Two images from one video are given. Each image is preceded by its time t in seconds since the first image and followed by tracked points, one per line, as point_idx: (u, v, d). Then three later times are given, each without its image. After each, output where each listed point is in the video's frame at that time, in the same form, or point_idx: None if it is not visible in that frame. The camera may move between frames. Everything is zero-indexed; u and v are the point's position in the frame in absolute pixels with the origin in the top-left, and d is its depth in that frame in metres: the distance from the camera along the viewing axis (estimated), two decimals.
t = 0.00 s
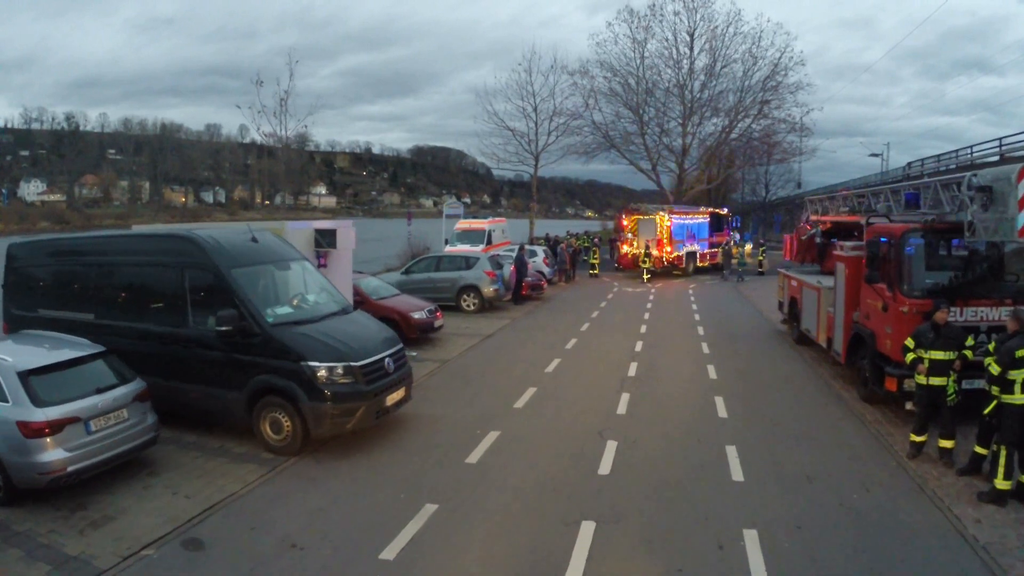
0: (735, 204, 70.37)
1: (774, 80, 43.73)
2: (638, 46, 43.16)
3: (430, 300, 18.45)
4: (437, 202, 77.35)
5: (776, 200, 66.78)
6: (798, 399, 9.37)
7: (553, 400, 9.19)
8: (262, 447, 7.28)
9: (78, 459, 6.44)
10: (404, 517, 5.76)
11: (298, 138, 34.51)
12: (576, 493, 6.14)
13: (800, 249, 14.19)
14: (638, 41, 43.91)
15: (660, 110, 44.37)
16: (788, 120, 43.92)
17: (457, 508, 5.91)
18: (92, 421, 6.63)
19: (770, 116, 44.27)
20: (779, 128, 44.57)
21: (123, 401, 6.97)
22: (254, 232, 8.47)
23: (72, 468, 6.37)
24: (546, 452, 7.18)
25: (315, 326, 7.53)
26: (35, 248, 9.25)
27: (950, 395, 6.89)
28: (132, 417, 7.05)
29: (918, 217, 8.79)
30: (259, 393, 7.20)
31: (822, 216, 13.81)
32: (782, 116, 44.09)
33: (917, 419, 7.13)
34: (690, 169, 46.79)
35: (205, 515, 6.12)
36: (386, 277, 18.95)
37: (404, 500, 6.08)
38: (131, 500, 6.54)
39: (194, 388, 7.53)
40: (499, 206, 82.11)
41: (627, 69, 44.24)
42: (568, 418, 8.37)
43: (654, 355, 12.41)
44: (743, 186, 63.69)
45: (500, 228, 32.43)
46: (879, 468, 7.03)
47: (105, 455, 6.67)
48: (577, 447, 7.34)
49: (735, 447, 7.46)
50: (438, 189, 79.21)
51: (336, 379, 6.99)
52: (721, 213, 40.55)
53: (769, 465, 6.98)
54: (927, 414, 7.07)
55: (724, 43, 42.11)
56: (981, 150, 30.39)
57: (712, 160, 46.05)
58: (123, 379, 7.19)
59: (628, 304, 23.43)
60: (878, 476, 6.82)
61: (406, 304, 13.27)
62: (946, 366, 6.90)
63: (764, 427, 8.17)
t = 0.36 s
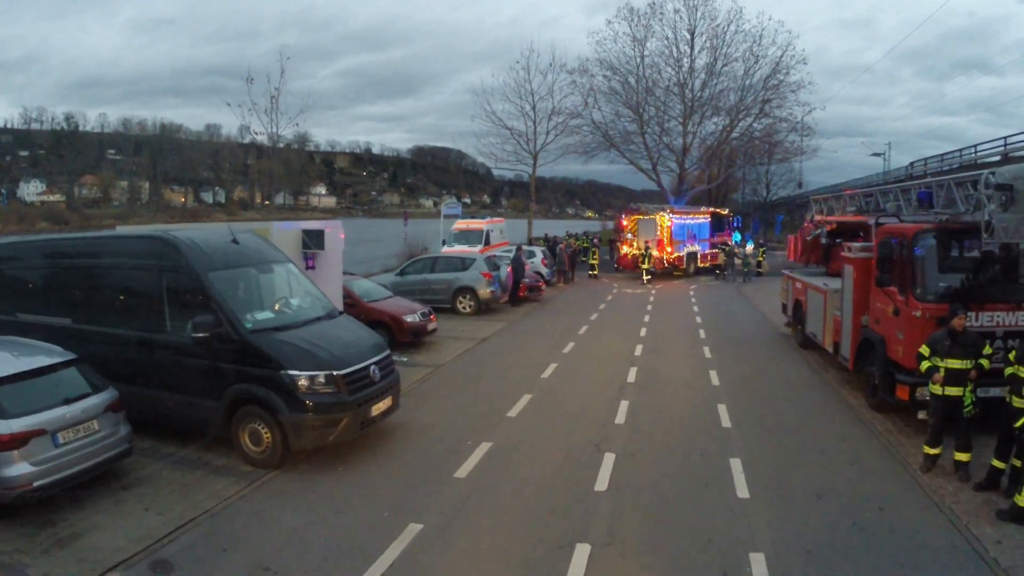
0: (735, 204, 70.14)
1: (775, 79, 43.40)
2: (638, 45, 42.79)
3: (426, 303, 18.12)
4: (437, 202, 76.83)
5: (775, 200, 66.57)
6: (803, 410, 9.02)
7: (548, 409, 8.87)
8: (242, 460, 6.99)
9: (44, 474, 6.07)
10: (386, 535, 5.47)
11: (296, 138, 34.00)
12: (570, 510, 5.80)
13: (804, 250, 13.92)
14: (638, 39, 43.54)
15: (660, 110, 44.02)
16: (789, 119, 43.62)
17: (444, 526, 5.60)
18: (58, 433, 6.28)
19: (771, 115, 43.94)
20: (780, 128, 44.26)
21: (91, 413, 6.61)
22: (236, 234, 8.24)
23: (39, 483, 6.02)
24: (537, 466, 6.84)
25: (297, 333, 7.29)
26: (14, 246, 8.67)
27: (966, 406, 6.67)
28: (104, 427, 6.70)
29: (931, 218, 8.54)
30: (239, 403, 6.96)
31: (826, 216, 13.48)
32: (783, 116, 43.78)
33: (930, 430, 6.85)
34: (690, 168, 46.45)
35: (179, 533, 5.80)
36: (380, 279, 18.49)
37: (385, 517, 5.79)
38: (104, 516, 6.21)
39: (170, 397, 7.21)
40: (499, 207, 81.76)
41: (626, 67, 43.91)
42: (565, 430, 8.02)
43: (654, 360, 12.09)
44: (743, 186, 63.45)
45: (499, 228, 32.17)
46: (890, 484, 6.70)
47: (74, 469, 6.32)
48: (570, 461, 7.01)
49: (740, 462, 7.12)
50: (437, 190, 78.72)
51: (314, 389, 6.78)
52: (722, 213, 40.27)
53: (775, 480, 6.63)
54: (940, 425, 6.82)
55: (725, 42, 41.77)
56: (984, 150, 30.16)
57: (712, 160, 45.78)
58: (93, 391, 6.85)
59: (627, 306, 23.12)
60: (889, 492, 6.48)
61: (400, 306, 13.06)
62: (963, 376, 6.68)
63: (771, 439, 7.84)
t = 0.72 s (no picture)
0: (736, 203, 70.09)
1: (777, 78, 43.13)
2: (638, 42, 42.48)
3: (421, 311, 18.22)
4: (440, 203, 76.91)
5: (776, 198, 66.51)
6: (805, 445, 9.58)
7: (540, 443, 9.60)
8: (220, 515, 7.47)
9: (14, 486, 6.35)
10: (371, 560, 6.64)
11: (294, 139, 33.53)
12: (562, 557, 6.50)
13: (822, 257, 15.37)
14: (638, 36, 43.19)
15: (660, 107, 43.71)
16: (790, 118, 43.40)
17: (423, 551, 6.76)
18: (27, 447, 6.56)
19: (773, 113, 43.63)
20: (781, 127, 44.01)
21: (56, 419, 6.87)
22: (215, 235, 10.71)
23: (19, 494, 6.43)
24: (531, 508, 7.60)
25: (273, 337, 9.41)
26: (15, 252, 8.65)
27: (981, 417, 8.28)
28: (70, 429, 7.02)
29: (941, 220, 10.63)
30: (225, 403, 8.70)
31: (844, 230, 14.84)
32: (784, 115, 43.54)
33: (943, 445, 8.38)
34: (690, 167, 46.27)
35: None
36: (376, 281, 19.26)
37: (370, 545, 6.94)
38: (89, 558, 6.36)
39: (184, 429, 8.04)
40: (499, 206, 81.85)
41: (626, 64, 43.65)
42: (545, 462, 8.94)
43: (650, 382, 12.72)
44: (743, 184, 63.41)
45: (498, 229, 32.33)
46: (858, 539, 6.86)
47: (49, 476, 6.71)
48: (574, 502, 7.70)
49: (753, 502, 7.69)
50: (438, 190, 79.10)
51: (295, 397, 8.68)
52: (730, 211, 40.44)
53: (751, 542, 6.81)
54: (955, 435, 8.34)
55: (726, 39, 41.46)
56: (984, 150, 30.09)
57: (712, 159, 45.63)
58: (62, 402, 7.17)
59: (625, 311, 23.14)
60: (855, 549, 6.66)
61: (393, 310, 15.68)
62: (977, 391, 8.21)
63: (782, 478, 8.38)
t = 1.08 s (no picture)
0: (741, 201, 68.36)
1: (782, 72, 40.98)
2: (636, 33, 40.44)
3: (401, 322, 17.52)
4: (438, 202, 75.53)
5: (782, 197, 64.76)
6: (806, 471, 9.87)
7: (530, 469, 9.98)
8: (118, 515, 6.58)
9: None
10: (368, 565, 7.37)
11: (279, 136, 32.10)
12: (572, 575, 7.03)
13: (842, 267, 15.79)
14: (636, 27, 41.12)
15: (659, 102, 41.56)
16: (796, 114, 41.34)
17: None
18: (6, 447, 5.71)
19: (776, 110, 41.57)
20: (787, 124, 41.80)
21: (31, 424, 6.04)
22: (194, 234, 11.97)
23: (13, 495, 5.55)
24: (530, 526, 8.17)
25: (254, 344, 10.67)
26: None
27: (1000, 430, 8.32)
28: (59, 446, 6.10)
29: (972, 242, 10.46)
30: (223, 401, 9.83)
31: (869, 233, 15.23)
32: (790, 111, 41.43)
33: (960, 459, 8.78)
34: (691, 165, 44.19)
35: None
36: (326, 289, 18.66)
37: (365, 554, 7.62)
38: None
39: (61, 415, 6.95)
40: (499, 206, 80.31)
41: (623, 56, 41.56)
42: (531, 483, 9.47)
43: (645, 409, 12.76)
44: (747, 182, 61.73)
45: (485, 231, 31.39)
46: None
47: (36, 484, 5.73)
48: (582, 520, 8.30)
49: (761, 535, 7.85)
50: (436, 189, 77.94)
51: (273, 406, 9.83)
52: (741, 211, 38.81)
53: None
54: (974, 446, 8.55)
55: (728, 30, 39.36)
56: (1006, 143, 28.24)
57: (713, 158, 43.59)
58: (53, 400, 6.77)
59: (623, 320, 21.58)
60: None
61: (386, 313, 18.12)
62: (991, 399, 8.39)
63: (790, 502, 8.79)
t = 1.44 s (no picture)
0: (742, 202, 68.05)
1: (784, 68, 40.56)
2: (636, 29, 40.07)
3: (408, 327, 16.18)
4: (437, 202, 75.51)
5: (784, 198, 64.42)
6: (815, 474, 9.31)
7: (526, 465, 9.48)
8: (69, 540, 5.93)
9: None
10: (366, 565, 6.71)
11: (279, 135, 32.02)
12: (572, 575, 6.53)
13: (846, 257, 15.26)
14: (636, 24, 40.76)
15: (659, 98, 41.14)
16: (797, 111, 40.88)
17: None
18: (17, 450, 5.49)
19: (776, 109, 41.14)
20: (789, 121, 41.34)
21: (43, 427, 5.76)
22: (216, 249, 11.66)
23: (12, 495, 5.23)
24: (525, 522, 7.67)
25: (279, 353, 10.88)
26: None
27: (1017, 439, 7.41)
28: (74, 447, 5.70)
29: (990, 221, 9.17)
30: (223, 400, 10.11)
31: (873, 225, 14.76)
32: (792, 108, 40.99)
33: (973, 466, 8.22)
34: (691, 164, 43.70)
35: None
36: (323, 291, 18.79)
37: (363, 552, 6.97)
38: None
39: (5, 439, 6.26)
40: (499, 206, 80.18)
41: (623, 55, 41.13)
42: (531, 481, 8.95)
43: (645, 409, 12.31)
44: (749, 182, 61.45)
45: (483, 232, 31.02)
46: None
47: (36, 485, 5.34)
48: (582, 518, 7.77)
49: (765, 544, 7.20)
50: (436, 189, 77.99)
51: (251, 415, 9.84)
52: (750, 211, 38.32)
53: None
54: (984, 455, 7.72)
55: (729, 26, 38.98)
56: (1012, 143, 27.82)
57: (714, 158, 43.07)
58: (36, 404, 6.00)
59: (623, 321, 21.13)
60: None
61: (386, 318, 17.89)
62: (1009, 409, 7.40)
63: (793, 504, 8.27)
